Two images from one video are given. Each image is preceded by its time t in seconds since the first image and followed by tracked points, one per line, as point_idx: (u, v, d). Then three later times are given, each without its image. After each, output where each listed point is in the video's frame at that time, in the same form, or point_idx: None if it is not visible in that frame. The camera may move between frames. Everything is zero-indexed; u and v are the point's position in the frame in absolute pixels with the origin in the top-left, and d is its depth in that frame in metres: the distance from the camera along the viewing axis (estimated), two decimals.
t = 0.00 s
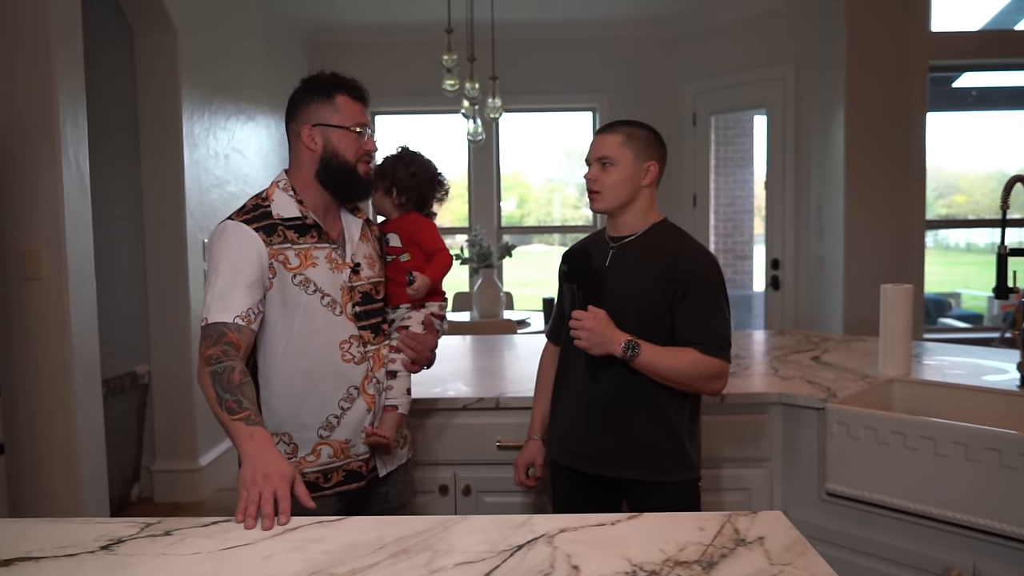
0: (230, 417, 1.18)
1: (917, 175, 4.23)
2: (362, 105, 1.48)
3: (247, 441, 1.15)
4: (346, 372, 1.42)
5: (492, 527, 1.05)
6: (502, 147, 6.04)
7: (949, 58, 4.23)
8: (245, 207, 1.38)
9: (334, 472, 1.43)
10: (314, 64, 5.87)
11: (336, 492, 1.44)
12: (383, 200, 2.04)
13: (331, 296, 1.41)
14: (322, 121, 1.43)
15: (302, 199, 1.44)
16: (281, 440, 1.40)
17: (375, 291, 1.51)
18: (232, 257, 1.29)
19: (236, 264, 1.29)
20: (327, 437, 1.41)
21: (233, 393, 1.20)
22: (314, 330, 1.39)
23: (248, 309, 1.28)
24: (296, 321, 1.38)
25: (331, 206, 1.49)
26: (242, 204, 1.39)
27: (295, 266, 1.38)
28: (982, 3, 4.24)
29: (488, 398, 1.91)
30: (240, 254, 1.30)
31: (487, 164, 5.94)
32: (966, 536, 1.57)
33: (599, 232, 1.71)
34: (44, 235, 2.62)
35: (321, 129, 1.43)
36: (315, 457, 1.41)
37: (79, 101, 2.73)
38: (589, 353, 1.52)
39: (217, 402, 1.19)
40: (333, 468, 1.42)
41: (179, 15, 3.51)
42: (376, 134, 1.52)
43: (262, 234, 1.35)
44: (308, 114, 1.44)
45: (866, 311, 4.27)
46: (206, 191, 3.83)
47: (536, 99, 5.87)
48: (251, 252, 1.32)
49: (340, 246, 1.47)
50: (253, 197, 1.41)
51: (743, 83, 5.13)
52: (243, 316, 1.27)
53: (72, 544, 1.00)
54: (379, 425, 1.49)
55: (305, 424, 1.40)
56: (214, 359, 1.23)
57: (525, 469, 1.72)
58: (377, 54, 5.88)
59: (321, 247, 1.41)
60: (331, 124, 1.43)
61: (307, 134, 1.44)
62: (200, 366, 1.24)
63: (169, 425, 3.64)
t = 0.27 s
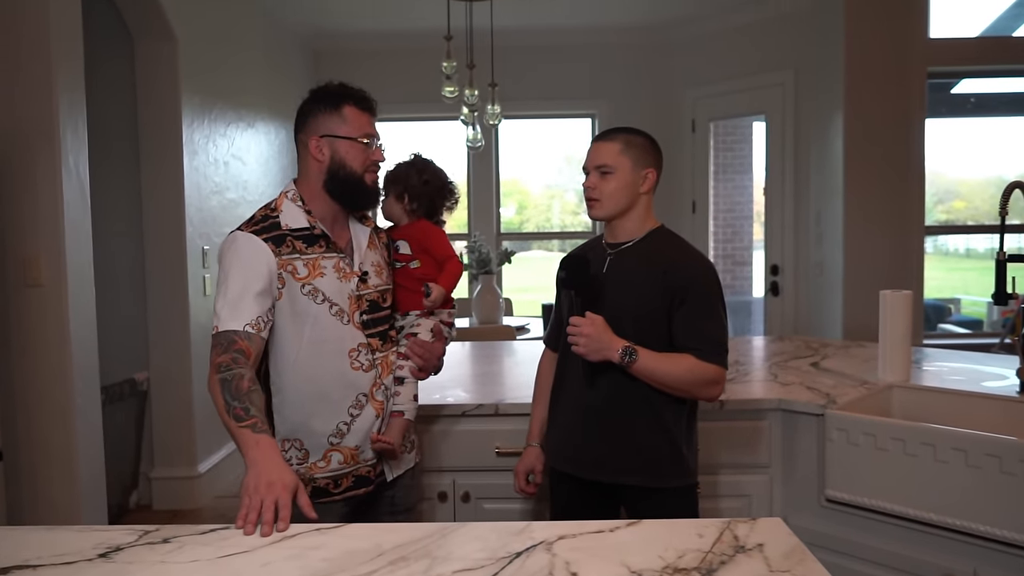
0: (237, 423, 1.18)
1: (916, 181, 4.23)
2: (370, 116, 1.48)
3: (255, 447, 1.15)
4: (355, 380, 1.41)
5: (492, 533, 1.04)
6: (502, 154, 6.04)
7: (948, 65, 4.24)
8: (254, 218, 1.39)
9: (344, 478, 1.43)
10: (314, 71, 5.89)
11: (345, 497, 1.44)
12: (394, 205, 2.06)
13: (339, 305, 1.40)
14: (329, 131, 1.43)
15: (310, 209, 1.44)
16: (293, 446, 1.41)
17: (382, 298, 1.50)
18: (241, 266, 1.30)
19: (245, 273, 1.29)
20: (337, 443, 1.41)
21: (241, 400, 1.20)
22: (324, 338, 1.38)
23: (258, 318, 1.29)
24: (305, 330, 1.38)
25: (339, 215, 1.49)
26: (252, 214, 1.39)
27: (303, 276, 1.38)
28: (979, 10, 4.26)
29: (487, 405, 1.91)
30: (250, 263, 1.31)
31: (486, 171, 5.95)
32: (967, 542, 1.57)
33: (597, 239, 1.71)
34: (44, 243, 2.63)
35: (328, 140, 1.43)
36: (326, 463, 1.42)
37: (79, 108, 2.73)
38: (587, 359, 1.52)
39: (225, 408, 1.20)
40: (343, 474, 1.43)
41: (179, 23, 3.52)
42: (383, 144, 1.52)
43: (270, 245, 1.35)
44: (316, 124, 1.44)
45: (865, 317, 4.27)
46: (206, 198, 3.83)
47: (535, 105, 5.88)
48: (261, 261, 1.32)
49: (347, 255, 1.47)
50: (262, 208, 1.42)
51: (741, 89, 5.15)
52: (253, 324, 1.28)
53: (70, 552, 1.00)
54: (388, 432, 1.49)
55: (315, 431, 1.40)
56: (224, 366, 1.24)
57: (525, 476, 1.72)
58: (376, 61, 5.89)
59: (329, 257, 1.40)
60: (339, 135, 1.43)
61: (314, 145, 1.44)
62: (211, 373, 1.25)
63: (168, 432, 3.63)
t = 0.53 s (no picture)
0: (222, 444, 1.18)
1: (905, 205, 4.30)
2: (339, 139, 1.50)
3: (245, 465, 1.16)
4: (329, 404, 1.43)
5: (490, 558, 1.06)
6: (497, 177, 6.10)
7: (935, 91, 4.32)
8: (224, 239, 1.40)
9: (318, 504, 1.44)
10: (311, 95, 5.94)
11: (319, 523, 1.45)
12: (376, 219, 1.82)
13: (312, 327, 1.42)
14: (297, 157, 1.45)
15: (281, 232, 1.46)
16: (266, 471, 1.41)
17: (357, 320, 1.52)
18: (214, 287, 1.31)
19: (216, 294, 1.31)
20: (309, 468, 1.42)
21: (222, 420, 1.20)
22: (295, 362, 1.40)
23: (231, 339, 1.31)
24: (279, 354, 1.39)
25: (310, 238, 1.52)
26: (222, 235, 1.40)
27: (274, 298, 1.40)
28: (964, 37, 4.35)
29: (485, 428, 1.92)
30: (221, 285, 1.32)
31: (482, 194, 6.00)
32: (958, 565, 1.59)
33: (568, 262, 1.74)
34: (43, 267, 2.64)
35: (297, 165, 1.45)
36: (298, 489, 1.42)
37: (80, 133, 2.76)
38: (567, 382, 1.53)
39: (206, 430, 1.19)
40: (315, 500, 1.44)
41: (179, 49, 3.56)
42: (353, 167, 1.54)
43: (241, 265, 1.37)
44: (285, 149, 1.46)
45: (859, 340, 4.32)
46: (205, 222, 3.86)
47: (530, 129, 5.95)
48: (229, 282, 1.34)
49: (319, 276, 1.49)
50: (232, 229, 1.43)
51: (732, 114, 5.23)
52: (226, 346, 1.30)
53: None
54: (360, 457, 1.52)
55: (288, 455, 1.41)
56: (201, 388, 1.24)
57: (503, 499, 1.73)
58: (372, 85, 5.95)
59: (300, 278, 1.43)
60: (307, 160, 1.45)
61: (283, 171, 1.46)
62: (186, 396, 1.24)
63: (165, 456, 3.62)
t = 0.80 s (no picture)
0: (217, 446, 1.18)
1: (902, 207, 4.30)
2: (328, 138, 1.49)
3: (241, 466, 1.16)
4: (320, 405, 1.42)
5: (486, 560, 1.05)
6: (494, 178, 6.10)
7: (931, 92, 4.32)
8: (213, 238, 1.39)
9: (307, 506, 1.43)
10: (308, 97, 5.94)
11: (309, 526, 1.44)
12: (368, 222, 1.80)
13: (302, 328, 1.42)
14: (285, 157, 1.45)
15: (270, 232, 1.46)
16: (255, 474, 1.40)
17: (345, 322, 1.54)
18: (203, 288, 1.30)
19: (206, 296, 1.29)
20: (299, 471, 1.41)
21: (215, 423, 1.20)
22: (286, 363, 1.39)
23: (221, 341, 1.29)
24: (269, 355, 1.38)
25: (298, 238, 1.52)
26: (211, 234, 1.40)
27: (265, 298, 1.39)
28: (960, 39, 4.35)
29: (481, 429, 1.92)
30: (210, 286, 1.30)
31: (479, 195, 6.00)
32: (956, 567, 1.59)
33: (559, 262, 1.75)
34: (37, 268, 2.63)
35: (284, 165, 1.45)
36: (287, 491, 1.41)
37: (74, 133, 2.75)
38: (563, 382, 1.52)
39: (200, 433, 1.19)
40: (306, 503, 1.43)
41: (175, 49, 3.56)
42: (343, 167, 1.53)
43: (230, 265, 1.36)
44: (272, 148, 1.45)
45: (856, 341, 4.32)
46: (201, 223, 3.85)
47: (527, 130, 5.95)
48: (220, 283, 1.32)
49: (309, 278, 1.50)
50: (221, 228, 1.43)
51: (730, 115, 5.23)
52: (216, 348, 1.28)
53: None
54: (349, 459, 1.51)
55: (277, 458, 1.40)
56: (192, 392, 1.23)
57: (491, 502, 1.72)
58: (370, 86, 5.95)
59: (291, 279, 1.43)
60: (295, 161, 1.44)
61: (271, 171, 1.45)
62: (177, 400, 1.24)
63: (162, 458, 3.61)
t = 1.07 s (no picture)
0: (211, 445, 1.17)
1: (905, 204, 4.29)
2: (322, 134, 1.49)
3: (235, 464, 1.14)
4: (314, 404, 1.42)
5: (487, 557, 1.05)
6: (495, 175, 6.09)
7: (934, 89, 4.31)
8: (208, 236, 1.39)
9: (301, 506, 1.43)
10: (309, 94, 5.93)
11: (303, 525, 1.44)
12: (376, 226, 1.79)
13: (298, 327, 1.41)
14: (279, 154, 1.44)
15: (266, 230, 1.45)
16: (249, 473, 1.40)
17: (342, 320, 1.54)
18: (198, 286, 1.30)
19: (200, 295, 1.29)
20: (293, 470, 1.41)
21: (209, 422, 1.19)
22: (281, 361, 1.39)
23: (217, 339, 1.29)
24: (263, 353, 1.38)
25: (295, 237, 1.51)
26: (207, 232, 1.39)
27: (260, 296, 1.38)
28: (963, 35, 4.34)
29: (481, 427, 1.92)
30: (206, 284, 1.30)
31: (480, 192, 5.99)
32: (960, 565, 1.58)
33: (555, 259, 1.74)
34: (38, 265, 2.63)
35: (278, 162, 1.44)
36: (281, 490, 1.41)
37: (75, 130, 2.75)
38: (567, 380, 1.51)
39: (194, 432, 1.18)
40: (299, 502, 1.43)
41: (176, 46, 3.55)
42: (338, 163, 1.52)
43: (226, 263, 1.35)
44: (266, 146, 1.45)
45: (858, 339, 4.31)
46: (202, 220, 3.84)
47: (528, 127, 5.94)
48: (216, 281, 1.32)
49: (306, 275, 1.50)
50: (217, 226, 1.42)
51: (731, 112, 5.22)
52: (211, 347, 1.28)
53: None
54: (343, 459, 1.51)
55: (271, 457, 1.39)
56: (187, 391, 1.23)
57: (481, 501, 1.70)
58: (371, 84, 5.94)
59: (286, 277, 1.42)
60: (289, 158, 1.44)
61: (265, 169, 1.45)
62: (173, 399, 1.23)
63: (163, 455, 3.61)
